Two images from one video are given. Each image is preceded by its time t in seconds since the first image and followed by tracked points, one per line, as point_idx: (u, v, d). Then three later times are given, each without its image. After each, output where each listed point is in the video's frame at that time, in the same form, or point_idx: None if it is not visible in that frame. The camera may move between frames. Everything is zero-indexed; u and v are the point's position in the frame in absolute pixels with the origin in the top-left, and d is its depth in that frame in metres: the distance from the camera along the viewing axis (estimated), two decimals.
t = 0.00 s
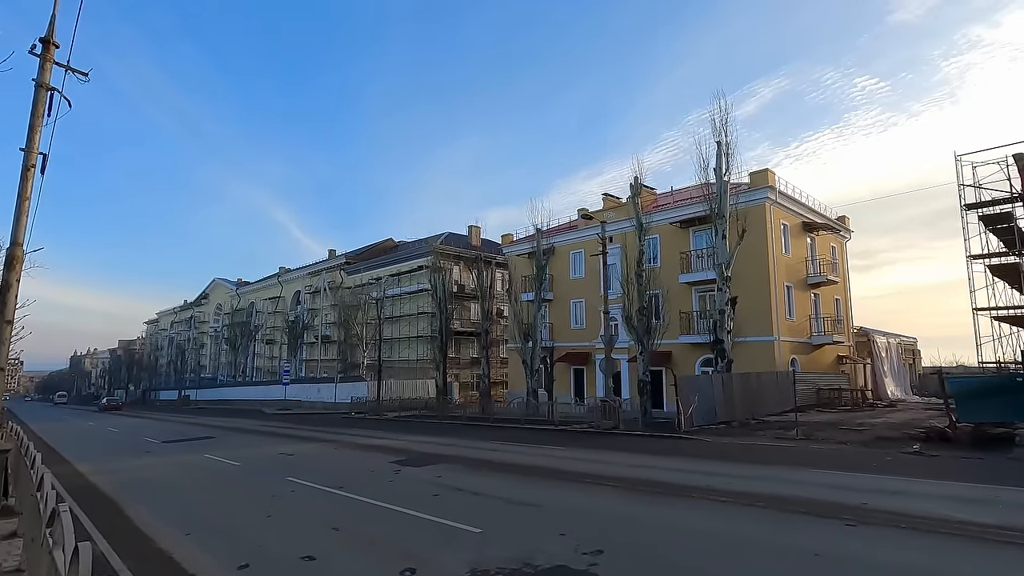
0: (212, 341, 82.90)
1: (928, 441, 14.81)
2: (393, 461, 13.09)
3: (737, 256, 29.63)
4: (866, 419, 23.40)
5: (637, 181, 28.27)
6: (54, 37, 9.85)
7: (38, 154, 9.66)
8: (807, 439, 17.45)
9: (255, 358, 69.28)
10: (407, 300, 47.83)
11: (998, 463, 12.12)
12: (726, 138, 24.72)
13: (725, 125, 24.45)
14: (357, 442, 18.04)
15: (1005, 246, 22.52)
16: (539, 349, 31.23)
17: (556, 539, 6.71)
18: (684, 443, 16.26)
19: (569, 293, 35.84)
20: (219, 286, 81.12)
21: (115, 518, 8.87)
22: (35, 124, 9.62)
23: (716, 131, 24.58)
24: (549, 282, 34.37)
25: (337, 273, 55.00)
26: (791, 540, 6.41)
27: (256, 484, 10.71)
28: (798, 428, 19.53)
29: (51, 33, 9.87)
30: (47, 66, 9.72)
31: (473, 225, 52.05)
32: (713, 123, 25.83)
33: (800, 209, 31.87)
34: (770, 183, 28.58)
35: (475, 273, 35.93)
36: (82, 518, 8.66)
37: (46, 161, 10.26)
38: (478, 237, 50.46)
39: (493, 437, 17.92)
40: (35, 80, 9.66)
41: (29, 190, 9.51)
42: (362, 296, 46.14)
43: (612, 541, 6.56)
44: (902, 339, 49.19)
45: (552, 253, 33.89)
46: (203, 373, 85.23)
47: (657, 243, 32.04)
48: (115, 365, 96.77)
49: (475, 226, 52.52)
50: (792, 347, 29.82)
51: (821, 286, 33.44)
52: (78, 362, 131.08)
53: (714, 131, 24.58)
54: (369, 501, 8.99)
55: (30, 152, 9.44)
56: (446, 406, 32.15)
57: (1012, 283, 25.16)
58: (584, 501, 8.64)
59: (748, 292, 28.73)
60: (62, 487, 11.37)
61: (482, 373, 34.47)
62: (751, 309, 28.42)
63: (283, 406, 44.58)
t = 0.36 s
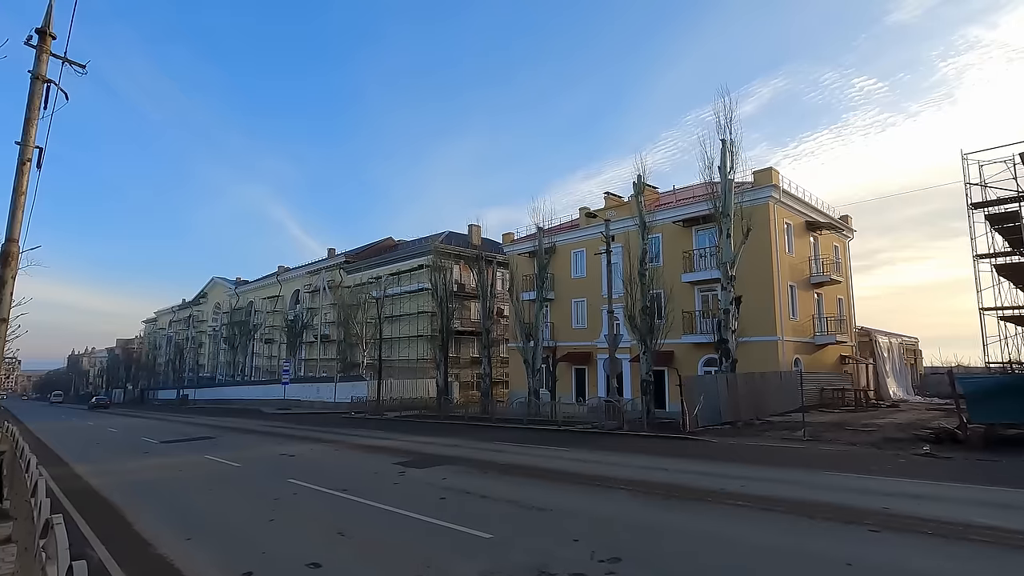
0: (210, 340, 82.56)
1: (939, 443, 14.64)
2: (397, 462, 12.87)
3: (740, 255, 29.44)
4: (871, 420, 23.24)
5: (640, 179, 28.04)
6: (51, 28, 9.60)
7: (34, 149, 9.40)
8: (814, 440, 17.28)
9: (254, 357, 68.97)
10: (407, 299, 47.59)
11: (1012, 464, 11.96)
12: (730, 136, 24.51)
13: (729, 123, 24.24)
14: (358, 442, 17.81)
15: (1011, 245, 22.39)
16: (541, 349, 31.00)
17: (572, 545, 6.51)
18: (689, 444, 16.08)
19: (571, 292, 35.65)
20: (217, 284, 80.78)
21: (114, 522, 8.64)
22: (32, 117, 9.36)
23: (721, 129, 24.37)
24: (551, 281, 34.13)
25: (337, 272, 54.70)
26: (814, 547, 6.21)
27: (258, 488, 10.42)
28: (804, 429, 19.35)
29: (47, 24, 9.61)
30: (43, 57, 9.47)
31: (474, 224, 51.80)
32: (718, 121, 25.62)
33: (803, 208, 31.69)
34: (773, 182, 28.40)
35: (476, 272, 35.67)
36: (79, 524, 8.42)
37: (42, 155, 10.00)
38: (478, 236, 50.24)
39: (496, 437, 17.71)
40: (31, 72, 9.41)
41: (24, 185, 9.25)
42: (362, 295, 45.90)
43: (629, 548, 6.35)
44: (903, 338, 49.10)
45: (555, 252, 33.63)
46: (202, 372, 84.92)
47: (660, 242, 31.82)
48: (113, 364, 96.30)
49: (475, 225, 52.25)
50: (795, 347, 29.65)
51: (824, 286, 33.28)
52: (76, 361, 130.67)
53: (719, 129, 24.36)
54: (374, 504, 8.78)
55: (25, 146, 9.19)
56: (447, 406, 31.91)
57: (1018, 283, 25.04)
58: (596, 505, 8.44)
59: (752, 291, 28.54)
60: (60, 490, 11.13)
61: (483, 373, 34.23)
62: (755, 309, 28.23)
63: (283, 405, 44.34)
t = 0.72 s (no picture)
0: (208, 339, 82.21)
1: (948, 443, 14.48)
2: (401, 462, 12.66)
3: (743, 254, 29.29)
4: (875, 419, 23.11)
5: (643, 177, 27.87)
6: (49, 18, 9.40)
7: (32, 141, 9.19)
8: (821, 439, 17.11)
9: (253, 357, 68.70)
10: (406, 298, 47.34)
11: None
12: (734, 134, 24.35)
13: (733, 120, 24.07)
14: (359, 442, 17.61)
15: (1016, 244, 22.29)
16: (542, 348, 30.79)
17: (587, 548, 6.33)
18: (695, 443, 15.90)
19: (572, 291, 35.46)
20: (216, 283, 80.40)
21: (113, 524, 8.43)
22: (29, 109, 9.16)
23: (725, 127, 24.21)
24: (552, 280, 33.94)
25: (336, 271, 54.42)
26: (838, 551, 6.02)
27: (260, 488, 10.24)
28: (809, 428, 19.20)
29: (46, 14, 9.41)
30: (41, 48, 9.27)
31: (474, 223, 51.62)
32: (721, 119, 25.46)
33: (805, 207, 31.56)
34: (777, 180, 28.26)
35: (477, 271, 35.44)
36: (77, 526, 8.19)
37: (40, 148, 9.80)
38: (478, 235, 50.03)
39: (500, 437, 17.53)
40: (29, 63, 9.21)
41: (22, 179, 9.04)
42: (361, 294, 45.67)
43: (646, 551, 6.16)
44: (903, 338, 49.02)
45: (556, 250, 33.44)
46: (200, 371, 84.57)
47: (662, 240, 31.66)
48: (111, 363, 95.85)
49: (474, 224, 52.07)
50: (798, 347, 29.52)
51: (826, 285, 33.16)
52: (73, 360, 130.02)
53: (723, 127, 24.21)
54: (380, 505, 8.61)
55: (23, 139, 8.98)
56: (448, 405, 31.72)
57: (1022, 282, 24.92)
58: (607, 505, 8.26)
59: (755, 290, 28.38)
60: (58, 490, 10.92)
61: (483, 372, 34.03)
62: (758, 308, 28.08)
63: (282, 405, 44.09)
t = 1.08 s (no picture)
0: (206, 338, 81.79)
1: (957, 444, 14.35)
2: (406, 463, 12.49)
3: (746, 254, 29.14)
4: (880, 419, 22.98)
5: (645, 176, 27.69)
6: (48, 9, 9.18)
7: (30, 135, 8.97)
8: (827, 440, 16.98)
9: (251, 356, 68.40)
10: (406, 298, 47.09)
11: None
12: (738, 132, 24.18)
13: (737, 119, 23.90)
14: (361, 443, 17.40)
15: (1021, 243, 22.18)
16: (543, 348, 30.58)
17: (606, 554, 6.18)
18: (702, 444, 15.75)
19: (573, 291, 35.29)
20: (213, 283, 79.99)
21: (115, 528, 8.25)
22: (27, 102, 8.94)
23: (729, 125, 24.04)
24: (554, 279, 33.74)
25: (335, 271, 54.14)
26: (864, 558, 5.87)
27: (264, 490, 10.06)
28: (815, 429, 19.07)
29: (45, 5, 9.19)
30: (40, 40, 9.05)
31: (473, 222, 51.42)
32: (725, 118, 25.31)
33: (807, 206, 31.45)
34: (780, 179, 28.11)
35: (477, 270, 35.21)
36: (77, 530, 7.99)
37: (38, 143, 9.59)
38: (477, 234, 49.81)
39: (504, 437, 17.35)
40: (27, 56, 8.99)
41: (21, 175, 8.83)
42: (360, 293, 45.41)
43: (667, 558, 6.01)
44: (903, 338, 48.99)
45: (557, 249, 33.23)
46: (197, 371, 84.15)
47: (664, 240, 31.51)
48: (108, 363, 95.34)
49: (474, 223, 51.85)
50: (800, 346, 29.41)
51: (828, 284, 33.06)
52: (69, 359, 129.35)
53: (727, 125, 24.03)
54: (388, 509, 8.45)
55: (21, 133, 8.76)
56: (448, 406, 31.50)
57: None
58: (620, 509, 8.10)
59: (757, 290, 28.24)
60: (58, 493, 10.70)
61: (484, 372, 33.83)
62: (760, 308, 27.95)
63: (281, 405, 43.82)
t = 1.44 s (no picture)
0: (203, 337, 81.40)
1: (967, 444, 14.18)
2: (410, 463, 12.30)
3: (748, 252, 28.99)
4: (883, 419, 22.85)
5: (647, 173, 27.52)
6: None
7: (26, 127, 8.74)
8: (833, 439, 16.82)
9: (248, 355, 68.06)
10: (404, 296, 46.84)
11: None
12: (741, 130, 24.02)
13: (740, 116, 23.73)
14: (362, 442, 17.17)
15: None
16: (544, 346, 30.38)
17: (622, 558, 6.01)
18: (707, 444, 15.56)
19: (573, 290, 35.13)
20: (210, 281, 79.60)
21: (115, 531, 8.04)
22: (23, 92, 8.71)
23: (732, 123, 23.86)
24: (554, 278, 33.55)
25: (333, 269, 53.86)
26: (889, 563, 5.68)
27: (266, 491, 9.86)
28: (820, 429, 18.92)
29: None
30: (36, 28, 8.82)
31: (472, 220, 51.18)
32: (728, 115, 25.16)
33: (809, 204, 31.32)
34: (782, 177, 27.96)
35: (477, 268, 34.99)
36: (76, 534, 7.77)
37: (34, 134, 9.35)
38: (476, 232, 49.59)
39: (506, 437, 17.15)
40: (23, 45, 8.77)
41: (17, 167, 8.61)
42: (359, 292, 45.17)
43: (685, 563, 5.84)
44: (903, 337, 48.98)
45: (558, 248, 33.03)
46: (194, 370, 83.72)
47: (665, 238, 31.34)
48: (103, 362, 94.79)
49: (473, 222, 51.62)
50: (802, 345, 29.30)
51: (830, 283, 32.95)
52: (65, 358, 128.64)
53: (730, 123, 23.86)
54: (394, 510, 8.27)
55: (17, 123, 8.53)
56: (448, 405, 31.26)
57: None
58: (632, 510, 7.92)
59: (760, 289, 28.07)
60: (55, 494, 10.48)
61: (484, 371, 33.61)
62: (762, 307, 27.81)
63: (279, 403, 43.57)
